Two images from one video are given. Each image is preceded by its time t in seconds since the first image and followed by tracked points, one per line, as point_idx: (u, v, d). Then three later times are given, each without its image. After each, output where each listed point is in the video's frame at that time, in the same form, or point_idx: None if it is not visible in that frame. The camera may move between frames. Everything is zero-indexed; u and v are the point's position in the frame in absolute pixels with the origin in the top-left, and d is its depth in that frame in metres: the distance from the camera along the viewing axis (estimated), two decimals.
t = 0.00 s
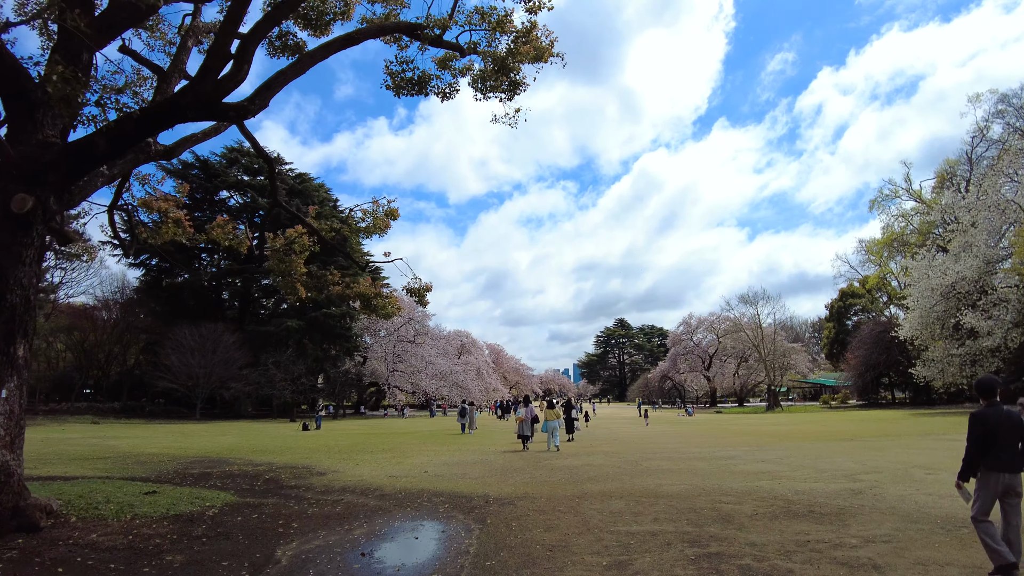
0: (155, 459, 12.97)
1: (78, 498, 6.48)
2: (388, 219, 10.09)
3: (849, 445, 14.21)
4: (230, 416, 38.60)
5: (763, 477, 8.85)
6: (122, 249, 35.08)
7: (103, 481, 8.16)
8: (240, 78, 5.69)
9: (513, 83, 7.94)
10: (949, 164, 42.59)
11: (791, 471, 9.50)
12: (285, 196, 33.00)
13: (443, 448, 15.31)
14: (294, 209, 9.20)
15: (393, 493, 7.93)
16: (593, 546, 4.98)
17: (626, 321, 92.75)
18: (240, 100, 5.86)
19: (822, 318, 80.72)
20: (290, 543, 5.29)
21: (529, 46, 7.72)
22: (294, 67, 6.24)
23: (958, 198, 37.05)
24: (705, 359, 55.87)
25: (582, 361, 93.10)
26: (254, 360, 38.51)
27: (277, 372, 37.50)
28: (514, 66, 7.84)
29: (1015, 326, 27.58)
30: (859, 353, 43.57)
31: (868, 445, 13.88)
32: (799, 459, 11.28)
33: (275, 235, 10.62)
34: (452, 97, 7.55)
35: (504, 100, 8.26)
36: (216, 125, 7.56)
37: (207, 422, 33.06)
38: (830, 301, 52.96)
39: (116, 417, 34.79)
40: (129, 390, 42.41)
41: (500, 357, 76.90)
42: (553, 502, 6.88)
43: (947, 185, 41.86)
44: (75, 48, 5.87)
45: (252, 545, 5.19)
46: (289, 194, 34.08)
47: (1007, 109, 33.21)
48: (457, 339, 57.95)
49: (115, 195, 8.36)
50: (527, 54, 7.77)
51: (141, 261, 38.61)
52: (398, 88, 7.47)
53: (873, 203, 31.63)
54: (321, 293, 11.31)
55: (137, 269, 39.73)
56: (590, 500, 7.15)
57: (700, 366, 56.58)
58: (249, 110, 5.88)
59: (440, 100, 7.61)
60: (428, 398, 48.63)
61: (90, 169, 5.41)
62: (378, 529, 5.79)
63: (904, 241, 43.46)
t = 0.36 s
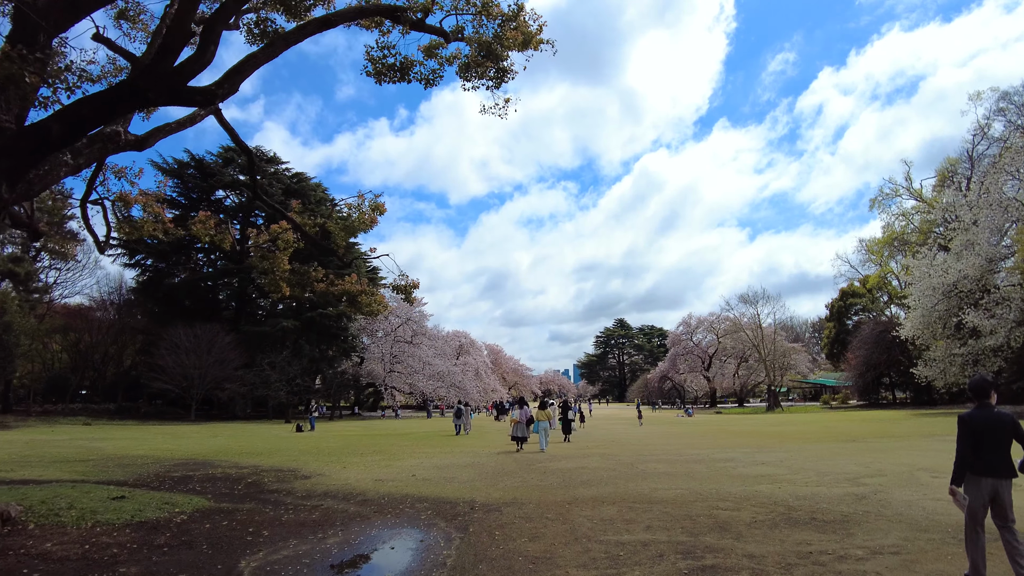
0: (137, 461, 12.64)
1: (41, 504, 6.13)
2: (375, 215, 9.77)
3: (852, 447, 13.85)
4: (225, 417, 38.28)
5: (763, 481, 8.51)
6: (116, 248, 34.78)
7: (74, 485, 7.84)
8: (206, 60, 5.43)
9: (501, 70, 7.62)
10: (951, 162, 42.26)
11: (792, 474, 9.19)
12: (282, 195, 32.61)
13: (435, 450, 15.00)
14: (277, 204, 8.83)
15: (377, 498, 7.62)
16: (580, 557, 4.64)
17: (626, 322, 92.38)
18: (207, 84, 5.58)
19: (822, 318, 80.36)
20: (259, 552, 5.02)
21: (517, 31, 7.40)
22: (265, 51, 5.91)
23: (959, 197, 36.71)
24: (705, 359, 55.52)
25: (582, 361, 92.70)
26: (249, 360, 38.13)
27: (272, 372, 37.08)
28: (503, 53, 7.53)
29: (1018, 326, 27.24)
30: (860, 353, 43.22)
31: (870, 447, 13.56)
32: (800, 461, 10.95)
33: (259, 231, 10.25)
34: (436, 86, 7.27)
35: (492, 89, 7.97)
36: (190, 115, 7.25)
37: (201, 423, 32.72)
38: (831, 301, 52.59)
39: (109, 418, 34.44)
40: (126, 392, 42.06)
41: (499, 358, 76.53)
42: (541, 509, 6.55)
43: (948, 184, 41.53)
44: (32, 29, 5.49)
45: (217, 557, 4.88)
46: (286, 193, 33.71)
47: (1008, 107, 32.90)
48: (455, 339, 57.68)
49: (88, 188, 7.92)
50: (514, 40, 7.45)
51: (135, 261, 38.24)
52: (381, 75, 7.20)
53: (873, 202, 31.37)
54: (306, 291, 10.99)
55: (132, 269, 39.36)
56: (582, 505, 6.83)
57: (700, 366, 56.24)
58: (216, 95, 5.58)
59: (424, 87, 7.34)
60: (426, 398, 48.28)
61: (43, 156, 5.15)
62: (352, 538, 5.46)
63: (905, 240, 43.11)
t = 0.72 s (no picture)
0: (122, 461, 12.28)
1: (3, 506, 5.80)
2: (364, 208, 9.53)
3: (856, 447, 13.50)
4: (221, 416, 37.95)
5: (766, 483, 8.18)
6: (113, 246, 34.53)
7: (46, 486, 7.49)
8: (174, 36, 5.09)
9: (491, 53, 7.29)
10: (953, 160, 41.92)
11: (795, 475, 8.86)
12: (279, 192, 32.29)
13: (430, 450, 14.68)
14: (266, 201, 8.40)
15: (362, 501, 7.31)
16: (571, 567, 4.31)
17: (626, 321, 91.98)
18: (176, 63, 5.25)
19: (823, 318, 79.97)
20: (227, 559, 4.69)
21: (508, 12, 7.06)
22: (239, 28, 5.60)
23: (962, 195, 36.32)
24: (705, 358, 55.22)
25: (581, 361, 92.34)
26: (245, 359, 37.76)
27: (268, 371, 36.71)
28: (493, 35, 7.20)
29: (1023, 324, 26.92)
30: (861, 352, 42.86)
31: (874, 447, 13.24)
32: (803, 462, 10.60)
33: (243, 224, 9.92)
34: (421, 68, 6.97)
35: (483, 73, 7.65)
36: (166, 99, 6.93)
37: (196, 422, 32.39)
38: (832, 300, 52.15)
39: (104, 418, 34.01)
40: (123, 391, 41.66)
41: (498, 357, 76.15)
42: (533, 513, 6.21)
43: (950, 182, 41.20)
44: None
45: (181, 566, 4.54)
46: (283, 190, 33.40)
47: (1011, 103, 32.59)
48: (454, 338, 57.37)
49: (62, 176, 7.56)
50: (505, 22, 7.12)
51: (132, 259, 37.94)
52: (364, 56, 6.92)
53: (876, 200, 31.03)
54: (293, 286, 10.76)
55: (129, 267, 39.07)
56: (576, 508, 6.50)
57: (700, 365, 55.93)
58: (186, 74, 5.23)
59: (409, 70, 7.05)
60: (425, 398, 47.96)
61: None
62: (327, 546, 5.12)
63: (907, 238, 42.79)
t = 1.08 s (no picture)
0: (106, 461, 11.94)
1: None
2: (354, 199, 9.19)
3: (860, 449, 13.18)
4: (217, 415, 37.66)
5: (768, 486, 7.88)
6: (109, 243, 34.18)
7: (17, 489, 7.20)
8: (138, 9, 4.86)
9: (483, 37, 7.02)
10: (956, 159, 41.55)
11: (800, 479, 8.55)
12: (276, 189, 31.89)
13: (424, 450, 14.36)
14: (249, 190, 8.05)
15: (347, 505, 7.03)
16: None
17: (626, 320, 91.60)
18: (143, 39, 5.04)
19: (823, 318, 79.62)
20: (190, 571, 4.36)
21: None
22: (210, 4, 5.35)
23: (966, 193, 35.94)
24: (705, 358, 54.91)
25: (581, 361, 91.98)
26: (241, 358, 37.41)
27: (264, 370, 36.36)
28: (483, 16, 6.90)
29: None
30: (862, 352, 42.50)
31: (879, 449, 12.93)
32: (806, 465, 10.28)
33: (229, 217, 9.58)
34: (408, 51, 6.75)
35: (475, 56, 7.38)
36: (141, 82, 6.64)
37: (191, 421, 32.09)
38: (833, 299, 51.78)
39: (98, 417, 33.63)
40: (119, 390, 41.32)
41: (497, 356, 75.80)
42: (524, 519, 5.91)
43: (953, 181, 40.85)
44: None
45: None
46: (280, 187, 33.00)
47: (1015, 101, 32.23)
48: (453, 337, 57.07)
49: (32, 167, 7.17)
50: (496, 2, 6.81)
51: (128, 257, 37.61)
52: (350, 38, 6.72)
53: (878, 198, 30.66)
54: (280, 281, 10.44)
55: (125, 265, 38.75)
56: (569, 514, 6.21)
57: (700, 365, 55.63)
58: (153, 51, 5.02)
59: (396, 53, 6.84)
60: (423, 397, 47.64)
61: None
62: (300, 557, 4.80)
63: (909, 237, 42.46)
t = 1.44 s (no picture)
0: (87, 461, 11.57)
1: None
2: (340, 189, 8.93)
3: (864, 448, 12.83)
4: (212, 413, 37.32)
5: (771, 487, 7.53)
6: (104, 240, 33.84)
7: None
8: None
9: (469, 15, 6.67)
10: (957, 155, 41.21)
11: (804, 479, 8.23)
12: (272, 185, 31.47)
13: (417, 449, 14.04)
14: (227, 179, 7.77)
15: (327, 507, 6.70)
16: None
17: (625, 319, 91.28)
18: (99, 8, 4.71)
19: (824, 316, 79.29)
20: None
21: None
22: None
23: (968, 190, 35.59)
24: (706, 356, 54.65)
25: (581, 359, 91.67)
26: (237, 356, 37.03)
27: (259, 368, 36.02)
28: None
29: None
30: (863, 350, 42.10)
31: (883, 448, 12.61)
32: (809, 464, 9.95)
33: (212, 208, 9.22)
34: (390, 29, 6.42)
35: (462, 36, 7.05)
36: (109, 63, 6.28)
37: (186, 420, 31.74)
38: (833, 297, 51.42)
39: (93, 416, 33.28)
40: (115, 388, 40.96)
41: (496, 355, 75.48)
42: (513, 522, 5.58)
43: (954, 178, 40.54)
44: None
45: None
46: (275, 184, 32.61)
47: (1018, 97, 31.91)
48: (452, 335, 56.78)
49: None
50: None
51: (125, 255, 37.31)
52: (329, 14, 6.37)
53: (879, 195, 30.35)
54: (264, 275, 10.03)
55: (121, 263, 38.44)
56: (560, 517, 5.88)
57: (700, 363, 55.35)
58: (110, 23, 4.73)
59: (379, 32, 6.51)
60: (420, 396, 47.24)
61: None
62: (266, 564, 4.47)
63: (910, 235, 42.17)
